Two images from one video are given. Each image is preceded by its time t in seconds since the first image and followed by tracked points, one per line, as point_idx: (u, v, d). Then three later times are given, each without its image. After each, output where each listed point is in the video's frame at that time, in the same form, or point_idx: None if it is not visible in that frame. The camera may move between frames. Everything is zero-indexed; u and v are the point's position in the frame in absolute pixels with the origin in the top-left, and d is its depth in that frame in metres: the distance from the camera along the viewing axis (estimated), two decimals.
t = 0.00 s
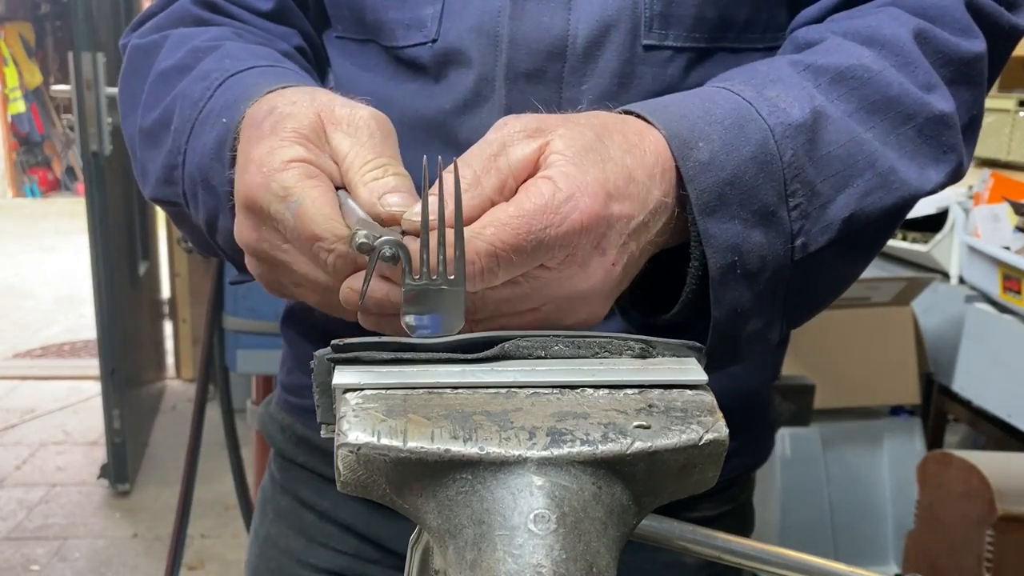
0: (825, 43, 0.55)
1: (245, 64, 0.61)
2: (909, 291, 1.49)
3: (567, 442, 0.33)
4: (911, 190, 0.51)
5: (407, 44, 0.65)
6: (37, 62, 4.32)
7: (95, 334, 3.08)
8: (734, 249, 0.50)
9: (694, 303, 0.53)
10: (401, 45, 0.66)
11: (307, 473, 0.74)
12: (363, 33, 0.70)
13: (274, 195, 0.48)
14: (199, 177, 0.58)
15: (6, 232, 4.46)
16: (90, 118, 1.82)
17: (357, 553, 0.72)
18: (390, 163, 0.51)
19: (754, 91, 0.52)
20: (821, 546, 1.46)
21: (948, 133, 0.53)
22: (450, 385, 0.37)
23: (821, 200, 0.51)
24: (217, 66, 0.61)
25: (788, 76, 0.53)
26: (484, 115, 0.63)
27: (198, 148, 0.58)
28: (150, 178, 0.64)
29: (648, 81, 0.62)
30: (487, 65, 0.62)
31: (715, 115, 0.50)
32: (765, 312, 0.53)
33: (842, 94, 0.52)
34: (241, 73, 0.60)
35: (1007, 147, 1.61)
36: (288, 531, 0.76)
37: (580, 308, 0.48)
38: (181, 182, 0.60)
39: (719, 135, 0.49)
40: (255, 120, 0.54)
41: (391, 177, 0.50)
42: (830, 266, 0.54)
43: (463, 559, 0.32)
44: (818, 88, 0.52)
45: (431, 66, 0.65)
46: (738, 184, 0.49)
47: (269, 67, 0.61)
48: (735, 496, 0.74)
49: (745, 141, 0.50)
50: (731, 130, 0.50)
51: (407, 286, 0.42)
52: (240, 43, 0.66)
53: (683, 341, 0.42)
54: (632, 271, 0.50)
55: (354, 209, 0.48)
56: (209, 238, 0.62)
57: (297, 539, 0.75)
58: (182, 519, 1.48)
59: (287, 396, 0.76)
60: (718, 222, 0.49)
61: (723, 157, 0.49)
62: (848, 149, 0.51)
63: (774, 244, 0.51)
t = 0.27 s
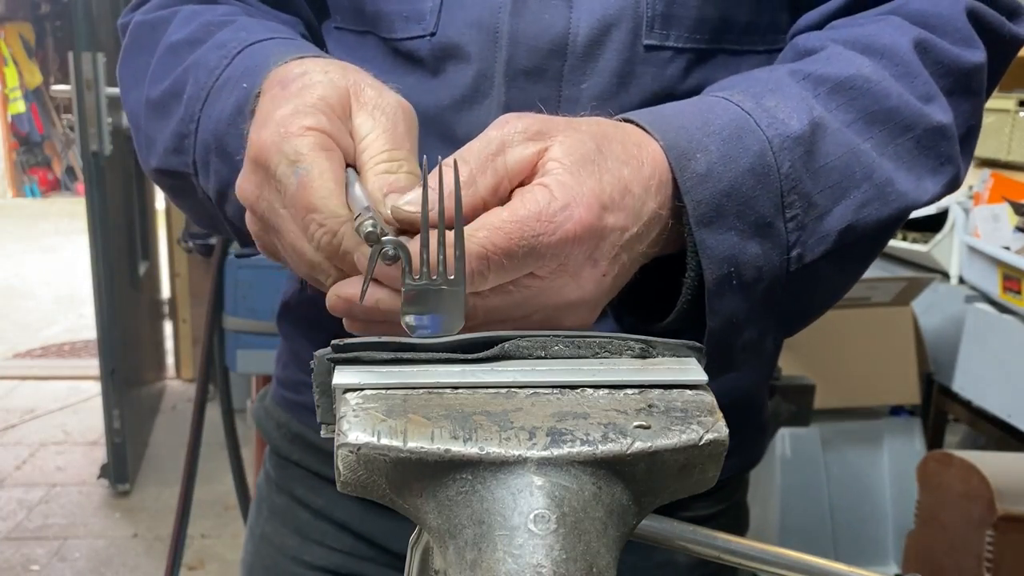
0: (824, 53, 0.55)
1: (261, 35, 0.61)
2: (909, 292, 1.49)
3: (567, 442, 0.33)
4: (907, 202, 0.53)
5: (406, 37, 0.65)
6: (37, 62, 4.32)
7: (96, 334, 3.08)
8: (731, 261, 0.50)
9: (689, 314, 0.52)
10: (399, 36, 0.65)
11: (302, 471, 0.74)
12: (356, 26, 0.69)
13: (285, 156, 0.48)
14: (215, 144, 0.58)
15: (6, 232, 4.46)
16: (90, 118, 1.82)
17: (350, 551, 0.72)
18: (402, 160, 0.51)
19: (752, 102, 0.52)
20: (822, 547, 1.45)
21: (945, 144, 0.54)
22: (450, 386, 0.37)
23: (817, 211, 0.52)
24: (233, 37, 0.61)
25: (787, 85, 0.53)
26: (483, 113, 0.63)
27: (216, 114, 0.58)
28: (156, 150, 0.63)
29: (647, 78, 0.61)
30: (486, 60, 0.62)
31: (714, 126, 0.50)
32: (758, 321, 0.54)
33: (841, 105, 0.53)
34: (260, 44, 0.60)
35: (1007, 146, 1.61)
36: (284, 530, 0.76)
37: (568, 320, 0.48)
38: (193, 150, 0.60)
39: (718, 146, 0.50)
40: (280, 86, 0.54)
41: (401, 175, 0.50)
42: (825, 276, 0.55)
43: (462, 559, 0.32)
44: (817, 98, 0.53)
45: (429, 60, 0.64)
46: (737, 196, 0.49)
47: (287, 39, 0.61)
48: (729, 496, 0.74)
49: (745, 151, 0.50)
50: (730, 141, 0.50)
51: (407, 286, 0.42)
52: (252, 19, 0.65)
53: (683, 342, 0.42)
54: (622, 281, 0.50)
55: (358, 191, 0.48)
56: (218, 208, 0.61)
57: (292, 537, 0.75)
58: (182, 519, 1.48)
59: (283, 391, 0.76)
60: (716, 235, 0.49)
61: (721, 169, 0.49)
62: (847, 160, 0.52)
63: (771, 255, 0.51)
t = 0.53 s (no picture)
0: (793, 116, 0.53)
1: (254, 26, 0.58)
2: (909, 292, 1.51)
3: (567, 442, 0.33)
4: (862, 275, 0.51)
5: (401, 28, 0.63)
6: (37, 62, 4.31)
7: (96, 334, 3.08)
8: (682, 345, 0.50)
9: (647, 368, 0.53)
10: (395, 26, 0.64)
11: (287, 466, 0.74)
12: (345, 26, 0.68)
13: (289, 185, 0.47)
14: (197, 137, 0.56)
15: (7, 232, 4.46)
16: (90, 118, 1.82)
17: (336, 547, 0.72)
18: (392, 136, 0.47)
19: (712, 179, 0.50)
20: (821, 546, 1.46)
21: (905, 214, 0.53)
22: (450, 385, 0.37)
23: (770, 288, 0.51)
24: (225, 26, 0.58)
25: (749, 159, 0.51)
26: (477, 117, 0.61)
27: (200, 107, 0.55)
28: (141, 134, 0.61)
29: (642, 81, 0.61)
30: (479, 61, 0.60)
31: (674, 212, 0.48)
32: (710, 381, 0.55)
33: (802, 176, 0.51)
34: (253, 35, 0.57)
35: (1007, 147, 1.61)
36: (269, 526, 0.76)
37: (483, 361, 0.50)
38: (174, 140, 0.58)
39: (676, 235, 0.48)
40: (266, 100, 0.51)
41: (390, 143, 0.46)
42: (780, 344, 0.55)
43: (462, 559, 0.32)
44: (779, 172, 0.51)
45: (423, 54, 0.63)
46: (690, 283, 0.48)
47: (282, 32, 0.58)
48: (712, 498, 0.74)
49: (703, 239, 0.48)
50: (689, 228, 0.48)
51: (407, 286, 0.42)
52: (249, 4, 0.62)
53: (683, 342, 0.42)
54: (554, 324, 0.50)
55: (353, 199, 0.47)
56: (200, 202, 0.59)
57: (276, 532, 0.75)
58: (182, 519, 1.48)
59: (272, 379, 0.74)
60: (667, 319, 0.49)
61: (677, 258, 0.48)
62: (802, 238, 0.50)
63: (723, 332, 0.51)
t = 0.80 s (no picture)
0: (742, 170, 0.54)
1: (248, 15, 0.55)
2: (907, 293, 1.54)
3: (567, 442, 0.33)
4: (788, 333, 0.55)
5: (368, 15, 0.63)
6: (37, 62, 4.31)
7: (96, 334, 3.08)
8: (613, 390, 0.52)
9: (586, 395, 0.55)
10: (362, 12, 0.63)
11: (253, 459, 0.74)
12: (312, 31, 0.67)
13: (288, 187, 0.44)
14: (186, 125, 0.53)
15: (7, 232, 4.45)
16: (89, 119, 1.82)
17: (303, 548, 0.73)
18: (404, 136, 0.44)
19: (656, 236, 0.51)
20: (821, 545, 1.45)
21: (837, 273, 0.56)
22: (451, 385, 0.37)
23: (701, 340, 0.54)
24: (217, 12, 0.55)
25: (695, 215, 0.52)
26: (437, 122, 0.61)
27: (192, 97, 0.53)
28: (122, 116, 0.58)
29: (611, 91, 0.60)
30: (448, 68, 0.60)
31: (612, 275, 0.49)
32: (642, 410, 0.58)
33: (744, 236, 0.53)
34: (248, 26, 0.54)
35: (1007, 147, 1.61)
36: (235, 527, 0.75)
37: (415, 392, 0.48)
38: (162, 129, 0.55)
39: (612, 298, 0.49)
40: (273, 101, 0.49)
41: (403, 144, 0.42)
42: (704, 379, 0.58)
43: (463, 559, 0.32)
44: (723, 232, 0.52)
45: (385, 44, 0.62)
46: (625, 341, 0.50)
47: (278, 24, 0.55)
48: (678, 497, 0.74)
49: (639, 301, 0.49)
50: (626, 292, 0.49)
51: (406, 285, 0.40)
52: None
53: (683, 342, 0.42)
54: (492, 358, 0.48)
55: (365, 197, 0.43)
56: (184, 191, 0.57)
57: (243, 534, 0.74)
58: (182, 519, 1.48)
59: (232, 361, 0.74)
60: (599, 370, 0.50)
61: (612, 319, 0.49)
62: (738, 297, 0.53)
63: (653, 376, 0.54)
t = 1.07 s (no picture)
0: (740, 178, 0.54)
1: (243, 28, 0.54)
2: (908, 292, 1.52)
3: (567, 442, 0.33)
4: (779, 343, 0.56)
5: (355, 18, 0.62)
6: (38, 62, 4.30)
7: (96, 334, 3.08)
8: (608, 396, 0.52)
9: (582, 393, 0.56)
10: (351, 16, 0.62)
11: (248, 473, 0.73)
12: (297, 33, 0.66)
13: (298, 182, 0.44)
14: (188, 145, 0.52)
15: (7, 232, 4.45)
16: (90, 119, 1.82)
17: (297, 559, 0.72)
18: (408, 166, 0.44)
19: (653, 246, 0.51)
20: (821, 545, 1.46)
21: (831, 283, 0.56)
22: (451, 385, 0.37)
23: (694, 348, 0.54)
24: (209, 26, 0.54)
25: (693, 225, 0.52)
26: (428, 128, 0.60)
27: (191, 115, 0.52)
28: (119, 134, 0.57)
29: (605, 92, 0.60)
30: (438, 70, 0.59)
31: (610, 285, 0.49)
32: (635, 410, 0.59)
33: (740, 246, 0.53)
34: (244, 40, 0.53)
35: (1006, 147, 1.61)
36: (223, 538, 0.75)
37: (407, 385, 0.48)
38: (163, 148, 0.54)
39: (609, 307, 0.49)
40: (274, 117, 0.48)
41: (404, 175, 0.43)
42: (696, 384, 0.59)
43: (462, 559, 0.32)
44: (719, 241, 0.52)
45: (375, 48, 0.62)
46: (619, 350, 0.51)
47: (275, 36, 0.55)
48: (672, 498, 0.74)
49: (635, 311, 0.50)
50: (623, 303, 0.50)
51: (406, 284, 0.40)
52: None
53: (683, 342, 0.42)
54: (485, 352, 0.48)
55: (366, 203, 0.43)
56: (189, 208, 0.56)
57: (233, 546, 0.74)
58: (182, 519, 1.48)
59: (220, 372, 0.74)
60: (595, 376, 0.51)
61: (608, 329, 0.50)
62: (732, 308, 0.53)
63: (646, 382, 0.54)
